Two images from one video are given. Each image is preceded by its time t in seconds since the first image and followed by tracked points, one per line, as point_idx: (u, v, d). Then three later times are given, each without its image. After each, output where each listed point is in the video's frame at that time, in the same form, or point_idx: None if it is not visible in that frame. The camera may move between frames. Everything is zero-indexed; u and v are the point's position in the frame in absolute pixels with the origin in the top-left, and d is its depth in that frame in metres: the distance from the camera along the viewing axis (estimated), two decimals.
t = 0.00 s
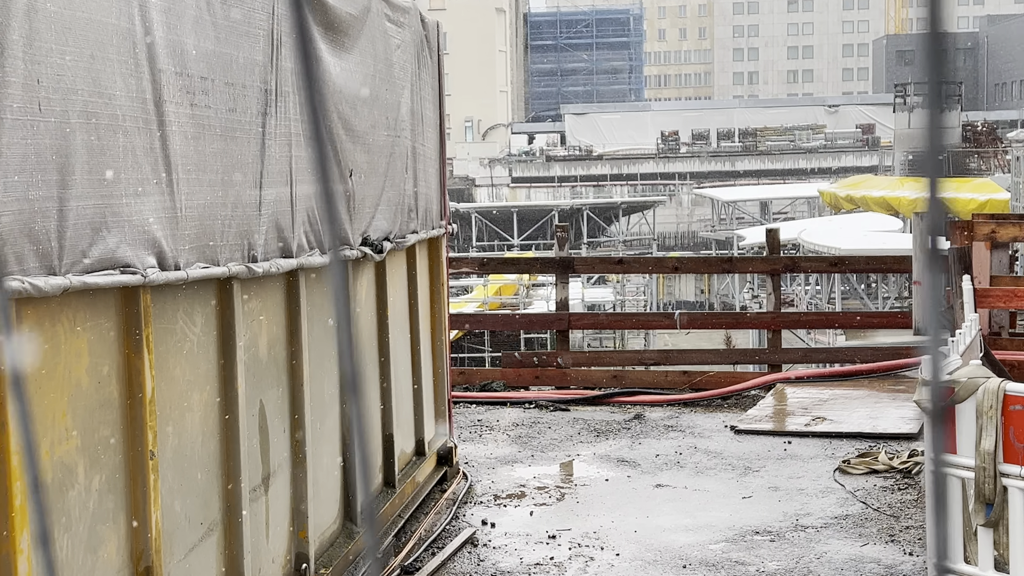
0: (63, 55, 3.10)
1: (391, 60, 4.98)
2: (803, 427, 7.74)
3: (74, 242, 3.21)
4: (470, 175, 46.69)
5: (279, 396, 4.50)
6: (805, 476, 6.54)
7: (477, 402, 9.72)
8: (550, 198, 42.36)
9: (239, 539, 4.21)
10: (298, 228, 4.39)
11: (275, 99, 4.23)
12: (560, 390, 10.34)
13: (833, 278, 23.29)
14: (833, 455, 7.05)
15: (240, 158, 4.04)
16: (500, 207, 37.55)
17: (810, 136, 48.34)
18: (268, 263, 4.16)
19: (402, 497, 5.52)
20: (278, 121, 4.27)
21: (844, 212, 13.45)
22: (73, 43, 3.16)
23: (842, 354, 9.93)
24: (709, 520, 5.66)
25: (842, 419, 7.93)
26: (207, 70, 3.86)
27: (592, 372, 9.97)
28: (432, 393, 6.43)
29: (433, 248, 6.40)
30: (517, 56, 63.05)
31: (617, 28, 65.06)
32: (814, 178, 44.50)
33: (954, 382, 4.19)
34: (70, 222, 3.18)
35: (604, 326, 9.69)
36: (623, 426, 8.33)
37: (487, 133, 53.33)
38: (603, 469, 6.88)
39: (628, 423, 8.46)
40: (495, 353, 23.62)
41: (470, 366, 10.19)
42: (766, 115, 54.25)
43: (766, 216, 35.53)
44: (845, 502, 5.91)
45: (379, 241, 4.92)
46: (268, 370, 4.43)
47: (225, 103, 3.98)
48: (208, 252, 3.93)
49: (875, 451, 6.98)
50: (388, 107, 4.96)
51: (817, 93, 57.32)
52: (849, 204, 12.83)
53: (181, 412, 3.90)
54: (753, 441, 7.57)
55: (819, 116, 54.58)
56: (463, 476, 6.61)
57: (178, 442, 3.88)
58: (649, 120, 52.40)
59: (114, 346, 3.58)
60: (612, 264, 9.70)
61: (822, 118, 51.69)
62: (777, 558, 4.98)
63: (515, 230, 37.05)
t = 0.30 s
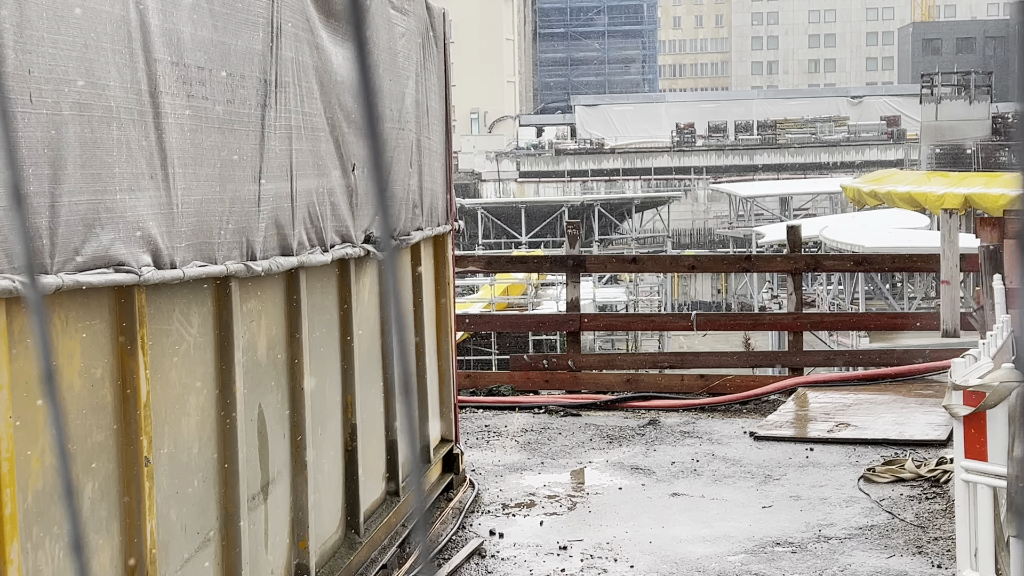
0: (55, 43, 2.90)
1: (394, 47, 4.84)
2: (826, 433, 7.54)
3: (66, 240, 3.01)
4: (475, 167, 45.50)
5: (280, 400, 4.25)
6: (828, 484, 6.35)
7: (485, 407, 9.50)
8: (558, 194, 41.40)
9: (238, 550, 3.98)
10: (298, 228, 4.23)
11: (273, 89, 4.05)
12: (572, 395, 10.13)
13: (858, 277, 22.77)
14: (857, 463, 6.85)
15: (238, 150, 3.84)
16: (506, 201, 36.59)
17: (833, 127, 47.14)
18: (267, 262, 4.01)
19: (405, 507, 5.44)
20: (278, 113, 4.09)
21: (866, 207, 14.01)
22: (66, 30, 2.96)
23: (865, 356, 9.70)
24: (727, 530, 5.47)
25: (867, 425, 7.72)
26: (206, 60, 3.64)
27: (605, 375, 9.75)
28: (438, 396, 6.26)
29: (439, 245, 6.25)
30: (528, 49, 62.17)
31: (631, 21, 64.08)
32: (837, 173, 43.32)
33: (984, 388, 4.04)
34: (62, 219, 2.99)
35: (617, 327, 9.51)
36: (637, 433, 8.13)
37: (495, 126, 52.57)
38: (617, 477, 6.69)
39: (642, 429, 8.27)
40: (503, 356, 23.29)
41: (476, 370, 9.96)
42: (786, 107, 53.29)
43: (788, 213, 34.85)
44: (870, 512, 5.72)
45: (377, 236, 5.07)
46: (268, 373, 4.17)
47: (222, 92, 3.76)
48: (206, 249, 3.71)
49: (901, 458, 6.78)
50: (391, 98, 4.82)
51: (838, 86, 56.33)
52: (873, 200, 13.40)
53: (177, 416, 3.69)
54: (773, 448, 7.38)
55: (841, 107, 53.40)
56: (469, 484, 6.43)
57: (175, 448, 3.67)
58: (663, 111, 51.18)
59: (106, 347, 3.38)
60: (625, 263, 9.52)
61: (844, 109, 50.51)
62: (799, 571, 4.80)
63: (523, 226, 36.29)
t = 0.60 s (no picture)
0: (43, 31, 2.76)
1: (399, 33, 4.68)
2: (849, 440, 7.35)
3: (56, 237, 2.86)
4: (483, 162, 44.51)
5: (278, 404, 4.09)
6: (852, 493, 6.17)
7: (491, 412, 9.27)
8: (568, 190, 40.55)
9: (234, 561, 3.81)
10: (297, 225, 4.08)
11: (272, 80, 3.90)
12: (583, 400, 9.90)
13: (882, 275, 22.29)
14: (882, 471, 6.67)
15: (235, 143, 3.69)
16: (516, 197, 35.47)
17: (857, 120, 45.92)
18: (265, 261, 3.85)
19: (409, 516, 5.28)
20: (278, 104, 3.94)
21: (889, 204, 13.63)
22: (56, 19, 2.81)
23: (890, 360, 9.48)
24: (746, 541, 5.30)
25: (892, 431, 7.53)
26: (201, 49, 3.48)
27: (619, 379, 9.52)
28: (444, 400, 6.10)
29: (444, 244, 6.10)
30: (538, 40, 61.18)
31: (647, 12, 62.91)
32: (860, 168, 42.19)
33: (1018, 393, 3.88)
34: (51, 214, 2.84)
35: (630, 329, 9.33)
36: (651, 439, 7.95)
37: (502, 117, 51.70)
38: (630, 486, 6.52)
39: (657, 435, 8.09)
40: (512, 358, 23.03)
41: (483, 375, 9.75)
42: (810, 97, 52.12)
43: (810, 209, 34.13)
44: (896, 522, 5.54)
45: (382, 235, 4.92)
46: (265, 376, 4.01)
47: (218, 81, 3.60)
48: (200, 247, 3.55)
49: (928, 466, 6.59)
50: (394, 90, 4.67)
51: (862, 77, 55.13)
52: (897, 196, 12.97)
53: (171, 421, 3.53)
54: (793, 456, 7.20)
55: (865, 99, 52.14)
56: (476, 492, 6.25)
57: (169, 454, 3.51)
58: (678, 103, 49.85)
59: (97, 348, 3.22)
60: (639, 261, 9.36)
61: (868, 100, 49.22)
62: None
63: (532, 222, 35.42)
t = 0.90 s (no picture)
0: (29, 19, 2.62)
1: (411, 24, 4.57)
2: (873, 448, 7.18)
3: (44, 233, 2.72)
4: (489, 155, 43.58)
5: (275, 409, 3.93)
6: (875, 503, 6.01)
7: (499, 418, 9.04)
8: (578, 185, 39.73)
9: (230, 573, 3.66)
10: (295, 222, 3.92)
11: (268, 70, 3.74)
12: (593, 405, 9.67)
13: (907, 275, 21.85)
14: (907, 480, 6.50)
15: (229, 136, 3.53)
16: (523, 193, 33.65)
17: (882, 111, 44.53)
18: (260, 259, 3.69)
19: (412, 526, 5.12)
20: (275, 96, 3.79)
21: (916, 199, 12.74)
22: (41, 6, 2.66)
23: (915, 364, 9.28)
24: (764, 553, 5.15)
25: (918, 439, 7.36)
26: (193, 37, 3.32)
27: (631, 385, 9.27)
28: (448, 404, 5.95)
29: (448, 241, 5.95)
30: (549, 32, 60.34)
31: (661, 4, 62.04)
32: (884, 162, 40.95)
33: None
34: (39, 210, 2.69)
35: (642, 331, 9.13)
36: (665, 446, 7.77)
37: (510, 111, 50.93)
38: (643, 495, 6.35)
39: (671, 442, 7.92)
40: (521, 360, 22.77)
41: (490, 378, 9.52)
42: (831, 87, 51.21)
43: (831, 205, 33.58)
44: (921, 534, 5.39)
45: (382, 232, 4.75)
46: (261, 380, 3.84)
47: (212, 72, 3.45)
48: (194, 245, 3.39)
49: (955, 475, 6.42)
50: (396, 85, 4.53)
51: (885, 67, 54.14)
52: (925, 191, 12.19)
53: (163, 428, 3.37)
54: (814, 464, 7.02)
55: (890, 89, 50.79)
56: (482, 501, 6.09)
57: (160, 462, 3.35)
58: (693, 93, 47.74)
59: (86, 351, 3.06)
60: (652, 260, 9.16)
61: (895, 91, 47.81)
62: None
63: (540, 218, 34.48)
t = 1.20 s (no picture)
0: (13, 6, 2.47)
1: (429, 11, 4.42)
2: (898, 454, 7.03)
3: (27, 230, 2.57)
4: (496, 149, 43.68)
5: (271, 414, 3.77)
6: (899, 513, 5.88)
7: (506, 422, 8.88)
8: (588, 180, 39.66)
9: None
10: (292, 218, 3.77)
11: (264, 59, 3.59)
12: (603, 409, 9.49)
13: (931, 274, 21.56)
14: (933, 488, 6.36)
15: (223, 128, 3.37)
16: (529, 188, 33.76)
17: (906, 103, 43.94)
18: (256, 257, 3.53)
19: (414, 537, 4.97)
20: (270, 86, 3.63)
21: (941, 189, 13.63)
22: None
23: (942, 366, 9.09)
24: (783, 566, 5.02)
25: (944, 445, 7.21)
26: (184, 25, 3.16)
27: (642, 388, 9.11)
28: (451, 407, 5.78)
29: (451, 237, 5.78)
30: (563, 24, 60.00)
31: None
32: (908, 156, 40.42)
33: None
34: (24, 206, 2.55)
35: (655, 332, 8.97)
36: (679, 453, 7.62)
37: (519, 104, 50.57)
38: (656, 504, 6.20)
39: (685, 449, 7.77)
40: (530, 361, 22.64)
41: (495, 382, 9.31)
42: (852, 77, 50.65)
43: (852, 199, 33.19)
44: (947, 546, 5.26)
45: (383, 228, 4.59)
46: (256, 384, 3.69)
47: (204, 61, 3.29)
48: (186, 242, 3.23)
49: (983, 484, 6.28)
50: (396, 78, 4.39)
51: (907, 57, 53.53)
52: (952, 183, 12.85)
53: (154, 433, 3.21)
54: (835, 471, 6.87)
55: (915, 79, 50.30)
56: (486, 510, 5.94)
57: (151, 469, 3.20)
58: (709, 85, 48.02)
59: (73, 353, 2.91)
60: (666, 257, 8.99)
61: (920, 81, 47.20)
62: None
63: (548, 215, 34.78)
